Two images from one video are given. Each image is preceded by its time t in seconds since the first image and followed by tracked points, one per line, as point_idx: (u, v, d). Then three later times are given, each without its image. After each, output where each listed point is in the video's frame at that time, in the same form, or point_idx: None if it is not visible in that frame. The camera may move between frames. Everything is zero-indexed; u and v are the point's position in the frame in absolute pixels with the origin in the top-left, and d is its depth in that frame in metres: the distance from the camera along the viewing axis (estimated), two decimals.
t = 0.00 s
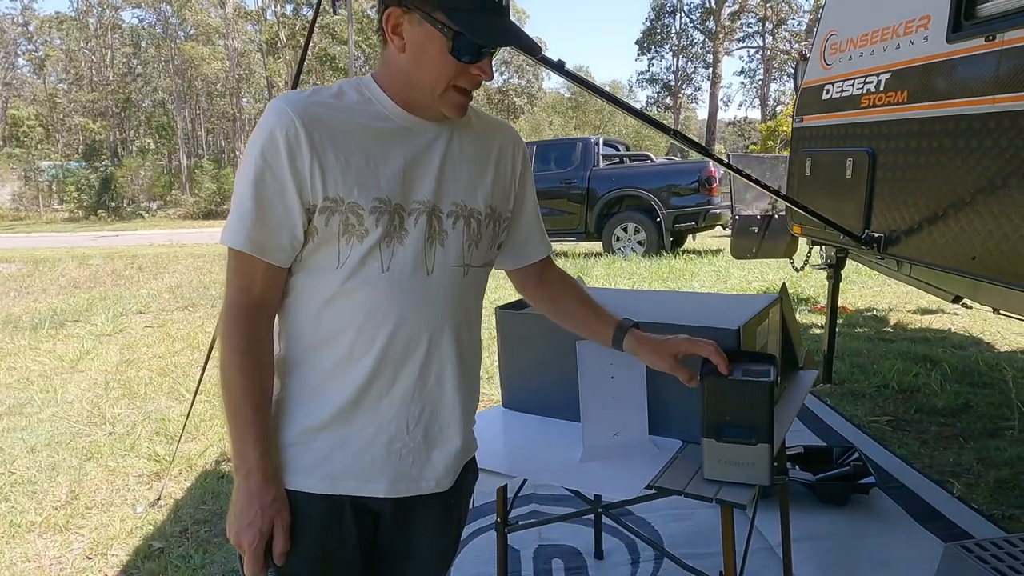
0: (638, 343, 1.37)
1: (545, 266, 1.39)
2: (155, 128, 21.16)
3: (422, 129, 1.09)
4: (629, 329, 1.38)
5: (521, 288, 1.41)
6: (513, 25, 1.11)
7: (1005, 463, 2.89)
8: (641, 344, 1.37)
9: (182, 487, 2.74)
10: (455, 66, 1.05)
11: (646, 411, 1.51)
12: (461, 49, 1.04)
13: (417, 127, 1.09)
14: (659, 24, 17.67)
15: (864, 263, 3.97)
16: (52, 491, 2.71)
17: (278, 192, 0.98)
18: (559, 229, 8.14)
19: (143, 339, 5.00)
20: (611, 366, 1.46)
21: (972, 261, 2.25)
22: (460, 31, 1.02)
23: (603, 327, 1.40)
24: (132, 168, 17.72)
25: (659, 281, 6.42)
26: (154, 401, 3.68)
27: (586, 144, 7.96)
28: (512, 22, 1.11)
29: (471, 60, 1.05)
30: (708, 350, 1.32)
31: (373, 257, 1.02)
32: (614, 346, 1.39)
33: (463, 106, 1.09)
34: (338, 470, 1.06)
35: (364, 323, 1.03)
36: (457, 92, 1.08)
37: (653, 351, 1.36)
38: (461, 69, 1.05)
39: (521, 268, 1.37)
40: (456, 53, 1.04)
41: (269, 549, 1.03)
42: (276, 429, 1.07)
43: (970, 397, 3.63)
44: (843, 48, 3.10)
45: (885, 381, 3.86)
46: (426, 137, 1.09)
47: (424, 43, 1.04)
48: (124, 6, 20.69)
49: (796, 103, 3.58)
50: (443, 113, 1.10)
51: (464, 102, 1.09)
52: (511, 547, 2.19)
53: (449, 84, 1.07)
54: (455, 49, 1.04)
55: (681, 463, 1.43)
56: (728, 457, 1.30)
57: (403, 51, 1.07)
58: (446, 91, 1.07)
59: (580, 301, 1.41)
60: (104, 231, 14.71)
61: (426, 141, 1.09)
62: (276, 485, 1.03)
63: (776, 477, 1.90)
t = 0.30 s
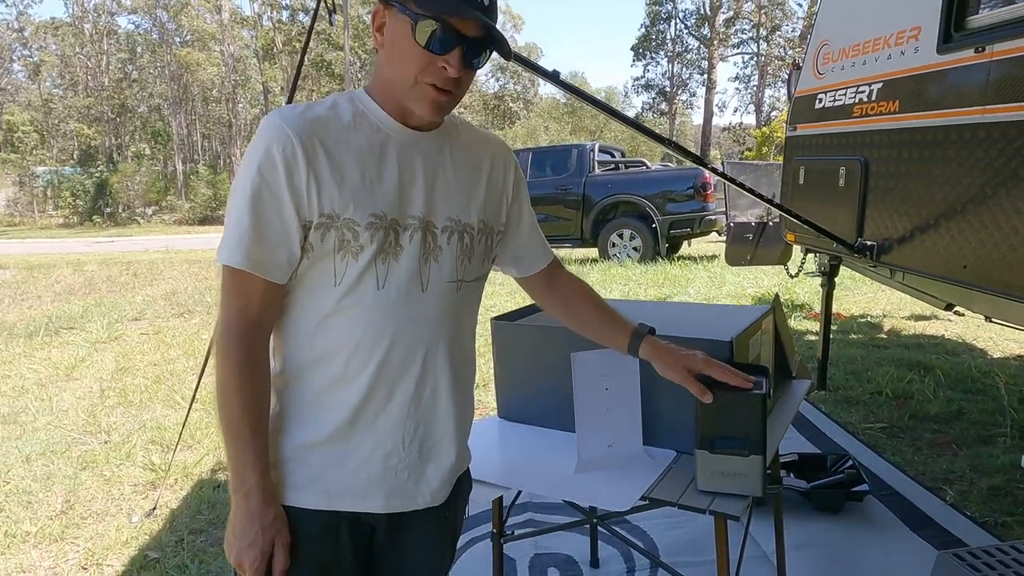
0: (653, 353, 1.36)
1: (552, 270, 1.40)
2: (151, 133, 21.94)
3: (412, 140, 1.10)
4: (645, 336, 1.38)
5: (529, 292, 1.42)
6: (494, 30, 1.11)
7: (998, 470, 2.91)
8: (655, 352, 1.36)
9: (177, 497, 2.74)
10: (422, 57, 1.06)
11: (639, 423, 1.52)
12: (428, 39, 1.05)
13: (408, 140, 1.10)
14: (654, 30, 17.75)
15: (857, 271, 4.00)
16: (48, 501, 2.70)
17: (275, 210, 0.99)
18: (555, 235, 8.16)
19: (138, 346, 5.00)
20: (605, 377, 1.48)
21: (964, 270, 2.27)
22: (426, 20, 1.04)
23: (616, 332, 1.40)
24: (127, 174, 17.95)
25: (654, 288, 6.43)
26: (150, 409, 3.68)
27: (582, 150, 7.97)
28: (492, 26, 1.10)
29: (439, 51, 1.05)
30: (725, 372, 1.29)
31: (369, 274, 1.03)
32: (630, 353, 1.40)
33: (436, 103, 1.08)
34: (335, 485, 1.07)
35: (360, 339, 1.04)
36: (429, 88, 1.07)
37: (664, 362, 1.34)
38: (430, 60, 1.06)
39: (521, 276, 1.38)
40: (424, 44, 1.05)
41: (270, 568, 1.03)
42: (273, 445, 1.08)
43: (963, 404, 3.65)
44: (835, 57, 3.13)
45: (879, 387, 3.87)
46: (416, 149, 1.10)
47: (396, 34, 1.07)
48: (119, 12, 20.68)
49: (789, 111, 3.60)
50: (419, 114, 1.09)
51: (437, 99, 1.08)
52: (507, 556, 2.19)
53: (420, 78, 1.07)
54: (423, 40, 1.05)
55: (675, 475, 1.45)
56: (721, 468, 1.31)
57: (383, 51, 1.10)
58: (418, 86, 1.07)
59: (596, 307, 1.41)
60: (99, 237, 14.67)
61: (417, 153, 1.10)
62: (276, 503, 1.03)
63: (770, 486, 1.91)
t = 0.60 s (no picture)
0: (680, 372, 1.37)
1: (569, 287, 1.42)
2: (149, 139, 21.96)
3: (409, 157, 1.12)
4: (672, 357, 1.39)
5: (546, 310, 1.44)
6: (480, 43, 1.14)
7: (995, 479, 2.92)
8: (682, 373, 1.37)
9: (179, 507, 2.75)
10: (404, 67, 1.10)
11: (639, 437, 1.54)
12: (409, 49, 1.10)
13: (407, 159, 1.12)
14: (652, 37, 17.79)
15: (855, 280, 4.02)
16: (49, 511, 2.71)
17: (276, 230, 1.01)
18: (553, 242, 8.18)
19: (138, 354, 5.00)
20: (606, 392, 1.50)
21: (960, 282, 2.29)
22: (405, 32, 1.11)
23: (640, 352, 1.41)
24: (126, 179, 17.83)
25: (653, 295, 6.45)
26: (151, 418, 3.69)
27: (581, 158, 8.00)
28: (477, 38, 1.13)
29: (419, 60, 1.09)
30: (749, 392, 1.33)
31: (368, 294, 1.05)
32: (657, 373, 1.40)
33: (419, 111, 1.10)
34: (335, 503, 1.09)
35: (359, 358, 1.06)
36: (412, 97, 1.11)
37: (692, 382, 1.35)
38: (410, 69, 1.10)
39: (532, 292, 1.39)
40: (405, 54, 1.10)
41: None
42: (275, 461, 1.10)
43: (960, 413, 3.67)
44: (833, 70, 3.16)
45: (877, 396, 3.89)
46: (414, 167, 1.12)
47: (386, 50, 1.13)
48: (118, 17, 20.68)
49: (787, 122, 3.62)
50: (407, 126, 1.12)
51: (420, 107, 1.10)
52: (508, 567, 2.21)
53: (404, 88, 1.11)
54: (405, 51, 1.10)
55: (675, 489, 1.47)
56: (722, 483, 1.33)
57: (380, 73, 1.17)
58: (402, 96, 1.11)
59: (621, 328, 1.41)
60: (98, 242, 14.66)
61: (415, 170, 1.12)
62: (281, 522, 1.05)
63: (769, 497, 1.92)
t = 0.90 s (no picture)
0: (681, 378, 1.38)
1: (571, 299, 1.42)
2: (150, 142, 22.07)
3: (411, 174, 1.13)
4: (675, 361, 1.39)
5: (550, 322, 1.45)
6: (479, 62, 1.14)
7: (997, 486, 2.92)
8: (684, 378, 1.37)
9: (181, 514, 2.75)
10: (403, 86, 1.11)
11: (640, 448, 1.55)
12: (408, 69, 1.11)
13: (409, 176, 1.12)
14: (653, 40, 17.76)
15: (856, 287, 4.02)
16: (52, 518, 2.72)
17: (278, 246, 1.02)
18: (555, 246, 8.18)
19: (140, 359, 5.01)
20: (608, 404, 1.51)
21: (961, 289, 2.29)
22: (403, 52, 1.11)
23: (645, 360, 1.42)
24: (127, 181, 18.01)
25: (654, 300, 6.45)
26: (152, 424, 3.69)
27: (582, 162, 8.01)
28: (476, 57, 1.13)
29: (417, 79, 1.10)
30: (752, 403, 1.33)
31: (370, 309, 1.05)
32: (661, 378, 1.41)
33: (418, 129, 1.11)
34: (336, 518, 1.09)
35: (360, 374, 1.06)
36: (412, 116, 1.11)
37: (696, 391, 1.36)
38: (409, 88, 1.11)
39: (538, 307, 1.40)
40: (404, 73, 1.11)
41: None
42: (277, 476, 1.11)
43: (962, 419, 3.67)
44: (834, 77, 3.16)
45: (879, 402, 3.89)
46: (416, 185, 1.13)
47: (387, 69, 1.14)
48: (120, 21, 20.71)
49: (788, 129, 3.63)
50: (407, 144, 1.12)
51: (419, 126, 1.11)
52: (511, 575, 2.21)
53: (404, 106, 1.12)
54: (404, 70, 1.11)
55: (677, 501, 1.47)
56: (722, 495, 1.34)
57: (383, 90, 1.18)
58: (402, 114, 1.12)
59: (623, 337, 1.42)
60: (99, 245, 14.67)
61: (417, 188, 1.13)
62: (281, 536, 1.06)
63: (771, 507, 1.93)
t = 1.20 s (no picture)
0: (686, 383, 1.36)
1: (574, 300, 1.41)
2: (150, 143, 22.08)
3: (415, 177, 1.12)
4: (677, 362, 1.38)
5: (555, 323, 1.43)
6: (480, 63, 1.13)
7: (1000, 489, 2.92)
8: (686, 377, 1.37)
9: (181, 516, 2.74)
10: (405, 89, 1.11)
11: (644, 451, 1.54)
12: (409, 71, 1.10)
13: (413, 180, 1.12)
14: (653, 42, 17.71)
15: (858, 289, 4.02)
16: (52, 521, 2.71)
17: (283, 250, 1.01)
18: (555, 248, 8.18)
19: (140, 360, 5.00)
20: (612, 408, 1.50)
21: (964, 292, 2.29)
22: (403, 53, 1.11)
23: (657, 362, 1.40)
24: (127, 183, 18.06)
25: (655, 301, 6.44)
26: (153, 426, 3.68)
27: (582, 163, 8.01)
28: (477, 59, 1.12)
29: (419, 83, 1.10)
30: (753, 406, 1.31)
31: (375, 314, 1.05)
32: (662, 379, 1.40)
33: (421, 132, 1.10)
34: (342, 522, 1.09)
35: (365, 378, 1.06)
36: (415, 119, 1.11)
37: (695, 393, 1.35)
38: (412, 91, 1.10)
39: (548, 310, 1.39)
40: (405, 76, 1.10)
41: None
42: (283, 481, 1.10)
43: (964, 422, 3.66)
44: (835, 79, 3.16)
45: (880, 405, 3.88)
46: (421, 188, 1.12)
47: (389, 72, 1.14)
48: (120, 22, 20.70)
49: (789, 131, 3.62)
50: (411, 147, 1.11)
51: (422, 129, 1.10)
52: None
53: (407, 110, 1.11)
54: (406, 73, 1.10)
55: (681, 504, 1.46)
56: (726, 499, 1.33)
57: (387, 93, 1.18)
58: (406, 117, 1.11)
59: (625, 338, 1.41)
60: (99, 247, 14.66)
61: (422, 191, 1.12)
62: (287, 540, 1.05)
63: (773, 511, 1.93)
